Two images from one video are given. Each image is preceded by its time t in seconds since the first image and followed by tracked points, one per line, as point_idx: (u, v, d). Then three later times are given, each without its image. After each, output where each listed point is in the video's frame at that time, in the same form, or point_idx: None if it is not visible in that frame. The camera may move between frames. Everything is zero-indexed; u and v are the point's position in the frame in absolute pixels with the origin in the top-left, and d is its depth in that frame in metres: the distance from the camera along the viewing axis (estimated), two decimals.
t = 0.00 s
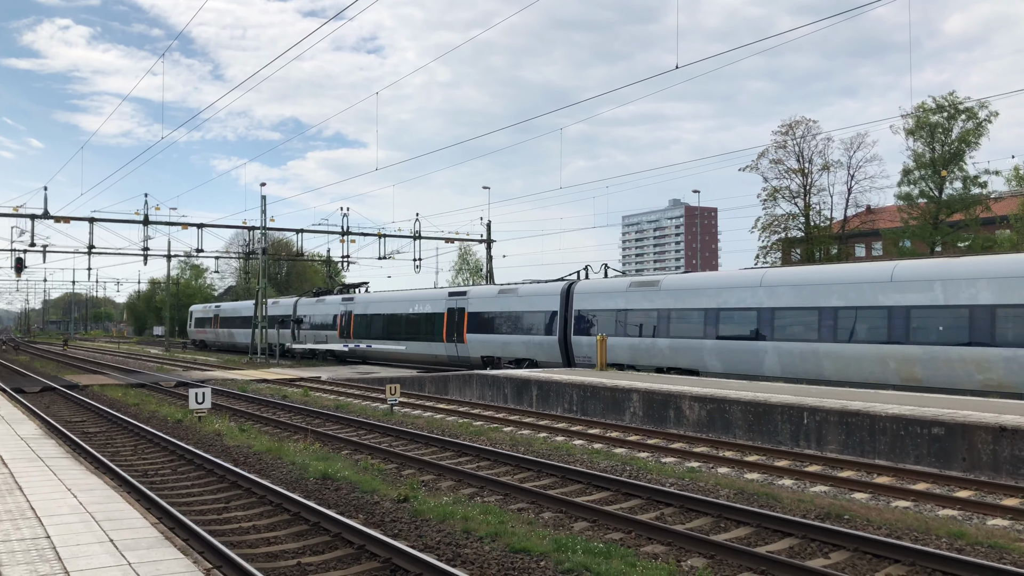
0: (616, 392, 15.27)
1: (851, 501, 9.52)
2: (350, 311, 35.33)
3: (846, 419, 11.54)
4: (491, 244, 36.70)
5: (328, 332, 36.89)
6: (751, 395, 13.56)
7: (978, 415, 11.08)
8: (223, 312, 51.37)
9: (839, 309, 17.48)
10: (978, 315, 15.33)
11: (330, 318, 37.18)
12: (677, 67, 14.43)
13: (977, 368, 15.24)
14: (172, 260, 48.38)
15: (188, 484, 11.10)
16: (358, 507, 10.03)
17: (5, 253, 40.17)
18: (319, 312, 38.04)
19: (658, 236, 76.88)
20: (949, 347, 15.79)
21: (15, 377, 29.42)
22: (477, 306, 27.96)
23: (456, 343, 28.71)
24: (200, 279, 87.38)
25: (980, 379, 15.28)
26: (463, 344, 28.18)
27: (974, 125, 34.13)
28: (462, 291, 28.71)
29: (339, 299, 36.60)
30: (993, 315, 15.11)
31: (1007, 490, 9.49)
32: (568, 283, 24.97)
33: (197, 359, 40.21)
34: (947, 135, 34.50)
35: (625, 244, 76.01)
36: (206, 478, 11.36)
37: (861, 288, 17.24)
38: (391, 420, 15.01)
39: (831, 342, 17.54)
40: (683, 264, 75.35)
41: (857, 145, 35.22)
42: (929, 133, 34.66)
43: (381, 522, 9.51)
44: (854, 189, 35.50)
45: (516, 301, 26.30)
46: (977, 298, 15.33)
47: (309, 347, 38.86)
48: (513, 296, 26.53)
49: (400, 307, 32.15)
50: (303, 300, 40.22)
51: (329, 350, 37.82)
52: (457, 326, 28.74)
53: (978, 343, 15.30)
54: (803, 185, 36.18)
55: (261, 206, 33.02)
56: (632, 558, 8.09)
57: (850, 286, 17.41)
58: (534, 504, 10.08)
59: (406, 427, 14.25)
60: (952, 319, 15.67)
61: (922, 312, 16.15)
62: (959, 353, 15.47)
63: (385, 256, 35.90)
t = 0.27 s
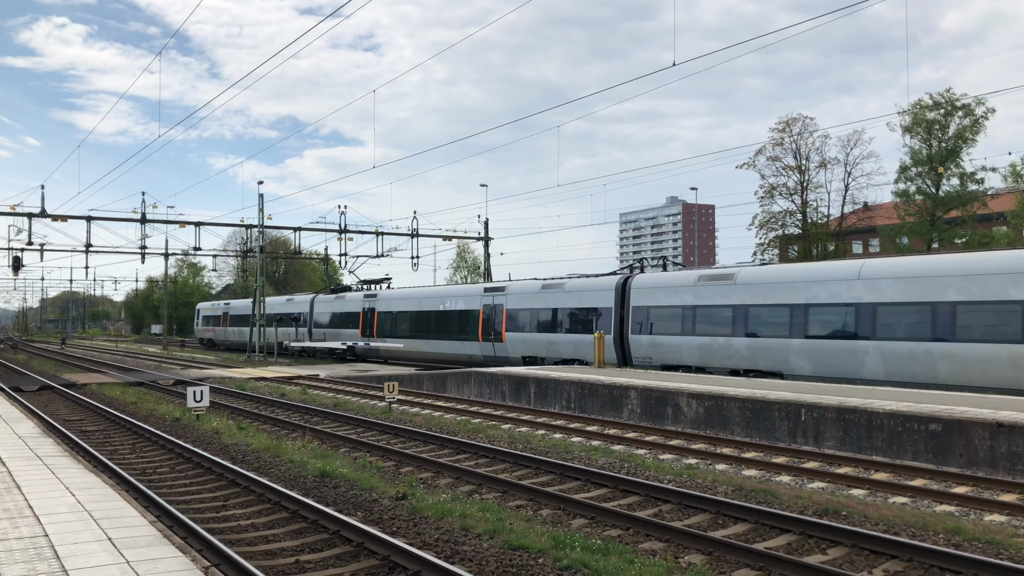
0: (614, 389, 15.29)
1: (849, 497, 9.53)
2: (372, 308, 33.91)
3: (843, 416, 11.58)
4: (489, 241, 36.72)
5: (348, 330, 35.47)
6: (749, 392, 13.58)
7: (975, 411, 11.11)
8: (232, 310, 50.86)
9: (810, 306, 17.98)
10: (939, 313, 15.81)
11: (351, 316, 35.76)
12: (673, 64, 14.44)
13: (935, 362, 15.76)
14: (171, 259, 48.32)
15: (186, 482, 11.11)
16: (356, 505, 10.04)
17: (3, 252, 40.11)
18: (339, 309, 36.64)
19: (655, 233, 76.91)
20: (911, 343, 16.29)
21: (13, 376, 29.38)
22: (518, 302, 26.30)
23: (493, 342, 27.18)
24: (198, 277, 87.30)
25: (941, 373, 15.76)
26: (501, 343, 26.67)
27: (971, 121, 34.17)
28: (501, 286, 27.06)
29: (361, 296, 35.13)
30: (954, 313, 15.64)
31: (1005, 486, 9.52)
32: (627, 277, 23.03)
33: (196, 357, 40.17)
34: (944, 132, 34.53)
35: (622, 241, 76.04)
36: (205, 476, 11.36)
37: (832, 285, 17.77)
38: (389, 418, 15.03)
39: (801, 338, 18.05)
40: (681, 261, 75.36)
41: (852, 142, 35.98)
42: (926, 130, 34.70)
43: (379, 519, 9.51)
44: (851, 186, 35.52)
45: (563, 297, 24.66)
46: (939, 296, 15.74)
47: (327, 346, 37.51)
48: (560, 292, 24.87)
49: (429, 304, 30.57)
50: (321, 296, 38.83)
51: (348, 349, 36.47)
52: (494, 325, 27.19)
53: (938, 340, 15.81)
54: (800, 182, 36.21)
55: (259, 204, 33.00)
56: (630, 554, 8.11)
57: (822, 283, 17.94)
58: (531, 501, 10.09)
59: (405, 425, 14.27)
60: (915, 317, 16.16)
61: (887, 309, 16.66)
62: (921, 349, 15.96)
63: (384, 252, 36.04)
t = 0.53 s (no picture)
0: (612, 386, 15.31)
1: (847, 494, 9.54)
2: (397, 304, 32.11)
3: (840, 413, 11.58)
4: (487, 238, 36.68)
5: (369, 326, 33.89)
6: (747, 389, 13.58)
7: (973, 408, 11.11)
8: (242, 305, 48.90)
9: (782, 302, 18.72)
10: (905, 309, 16.45)
11: (373, 312, 34.14)
12: (671, 61, 14.41)
13: (906, 356, 16.33)
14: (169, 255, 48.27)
15: (184, 479, 11.11)
16: (354, 501, 10.03)
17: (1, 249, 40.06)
18: (360, 304, 35.02)
19: (655, 230, 76.86)
20: (881, 339, 16.93)
21: (12, 372, 29.36)
22: (564, 298, 24.49)
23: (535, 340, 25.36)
24: (196, 273, 87.20)
25: (914, 367, 16.31)
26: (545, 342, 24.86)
27: (969, 119, 34.16)
28: (547, 281, 25.19)
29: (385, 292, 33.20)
30: (919, 310, 16.24)
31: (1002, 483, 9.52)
32: (696, 271, 21.19)
33: (194, 353, 40.17)
34: (943, 129, 34.52)
35: (621, 237, 76.04)
36: (202, 473, 11.37)
37: (803, 282, 18.53)
38: (387, 415, 15.04)
39: (774, 333, 18.75)
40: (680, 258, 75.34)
41: (852, 139, 36.64)
42: (925, 127, 34.67)
43: (378, 516, 9.51)
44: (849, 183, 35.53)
45: (618, 292, 22.86)
46: (907, 292, 16.38)
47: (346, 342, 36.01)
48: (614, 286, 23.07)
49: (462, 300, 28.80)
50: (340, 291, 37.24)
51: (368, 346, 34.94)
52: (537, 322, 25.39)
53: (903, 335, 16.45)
54: (799, 179, 36.20)
55: (257, 201, 32.97)
56: (627, 551, 8.12)
57: (793, 280, 18.73)
58: (530, 498, 10.10)
59: (403, 421, 14.30)
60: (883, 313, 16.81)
61: (856, 305, 17.35)
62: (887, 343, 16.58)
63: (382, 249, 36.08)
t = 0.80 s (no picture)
0: (612, 386, 15.29)
1: (847, 494, 9.53)
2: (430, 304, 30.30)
3: (840, 413, 11.57)
4: (487, 237, 36.63)
5: (397, 326, 31.89)
6: (747, 389, 13.56)
7: (972, 408, 11.10)
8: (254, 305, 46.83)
9: (759, 302, 19.39)
10: (874, 309, 17.31)
11: (401, 311, 32.12)
12: (670, 60, 14.38)
13: (876, 354, 17.14)
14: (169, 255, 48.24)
15: (183, 478, 11.11)
16: (353, 501, 10.03)
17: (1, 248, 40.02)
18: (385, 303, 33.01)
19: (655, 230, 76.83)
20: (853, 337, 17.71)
21: (11, 372, 29.32)
22: (622, 297, 22.77)
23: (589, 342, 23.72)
24: (196, 272, 87.10)
25: (882, 364, 17.12)
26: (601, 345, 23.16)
27: (970, 119, 34.14)
28: (602, 278, 23.51)
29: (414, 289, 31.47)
30: (887, 310, 17.09)
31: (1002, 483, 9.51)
32: (781, 267, 19.47)
33: (194, 353, 40.15)
34: (943, 129, 34.50)
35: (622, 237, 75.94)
36: (202, 472, 11.37)
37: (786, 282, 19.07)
38: (387, 414, 15.04)
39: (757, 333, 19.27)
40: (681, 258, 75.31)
41: (851, 139, 37.28)
42: (925, 127, 34.65)
43: (377, 516, 9.50)
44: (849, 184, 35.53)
45: (688, 290, 21.11)
46: (878, 293, 17.19)
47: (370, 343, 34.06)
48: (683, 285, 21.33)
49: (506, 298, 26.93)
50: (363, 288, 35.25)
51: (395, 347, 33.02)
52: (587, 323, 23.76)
53: (872, 334, 17.27)
54: (799, 179, 36.20)
55: (257, 200, 32.97)
56: (627, 551, 8.11)
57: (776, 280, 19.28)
58: (529, 498, 10.09)
59: (402, 421, 14.31)
60: (855, 314, 17.59)
61: (828, 305, 18.12)
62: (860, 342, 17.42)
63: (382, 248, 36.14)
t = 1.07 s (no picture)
0: (612, 385, 15.28)
1: (847, 493, 9.54)
2: (466, 302, 28.45)
3: (840, 412, 11.56)
4: (488, 237, 36.61)
5: (429, 325, 30.14)
6: (748, 388, 13.54)
7: (972, 407, 11.09)
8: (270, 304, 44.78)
9: (735, 302, 19.69)
10: (843, 308, 17.61)
11: (434, 309, 30.39)
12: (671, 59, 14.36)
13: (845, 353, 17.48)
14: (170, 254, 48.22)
15: (182, 477, 11.11)
16: (353, 500, 10.03)
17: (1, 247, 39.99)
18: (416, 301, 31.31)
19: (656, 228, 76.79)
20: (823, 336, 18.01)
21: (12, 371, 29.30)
22: (692, 295, 20.76)
23: (652, 343, 21.84)
24: (196, 271, 86.92)
25: (851, 363, 17.48)
26: (667, 347, 21.25)
27: (970, 118, 34.11)
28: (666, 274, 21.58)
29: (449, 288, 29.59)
30: (856, 308, 17.41)
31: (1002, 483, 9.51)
32: (886, 261, 17.25)
33: (194, 351, 40.11)
34: (943, 128, 34.47)
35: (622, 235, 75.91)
36: (201, 471, 11.38)
37: (764, 283, 19.30)
38: (386, 414, 15.05)
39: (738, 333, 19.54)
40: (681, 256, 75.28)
41: (852, 138, 36.54)
42: (925, 126, 34.62)
43: (377, 515, 9.50)
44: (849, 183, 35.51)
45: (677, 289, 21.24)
46: (849, 292, 17.50)
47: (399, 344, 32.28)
48: (761, 281, 19.37)
49: (526, 296, 26.10)
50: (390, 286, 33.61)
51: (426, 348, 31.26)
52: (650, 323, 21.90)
53: (842, 331, 17.58)
54: (798, 178, 36.18)
55: (257, 200, 32.95)
56: (626, 550, 8.11)
57: (754, 281, 19.50)
58: (528, 497, 10.09)
59: (402, 420, 14.33)
60: (825, 314, 17.92)
61: (800, 305, 18.44)
62: (827, 341, 17.75)
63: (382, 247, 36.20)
